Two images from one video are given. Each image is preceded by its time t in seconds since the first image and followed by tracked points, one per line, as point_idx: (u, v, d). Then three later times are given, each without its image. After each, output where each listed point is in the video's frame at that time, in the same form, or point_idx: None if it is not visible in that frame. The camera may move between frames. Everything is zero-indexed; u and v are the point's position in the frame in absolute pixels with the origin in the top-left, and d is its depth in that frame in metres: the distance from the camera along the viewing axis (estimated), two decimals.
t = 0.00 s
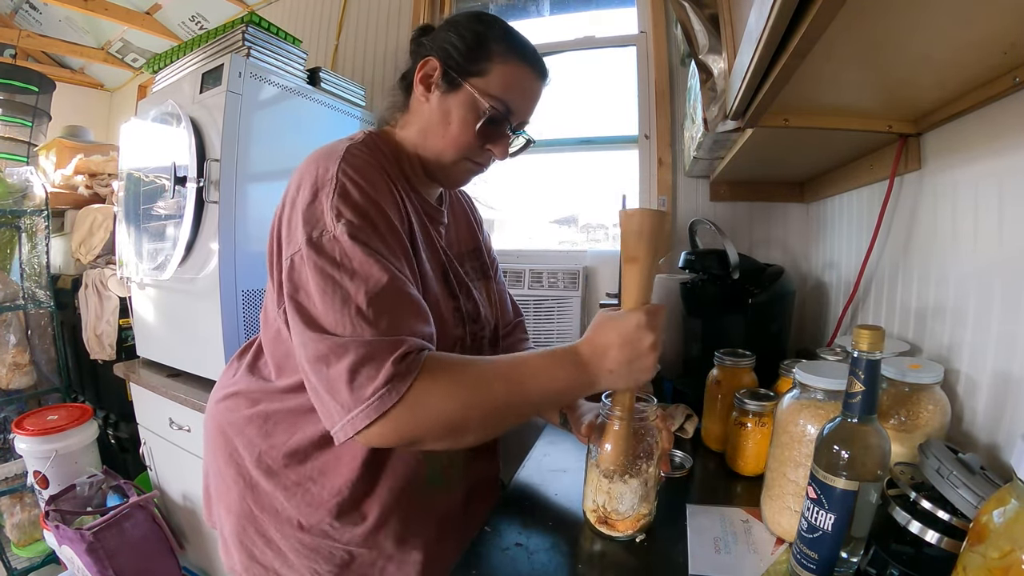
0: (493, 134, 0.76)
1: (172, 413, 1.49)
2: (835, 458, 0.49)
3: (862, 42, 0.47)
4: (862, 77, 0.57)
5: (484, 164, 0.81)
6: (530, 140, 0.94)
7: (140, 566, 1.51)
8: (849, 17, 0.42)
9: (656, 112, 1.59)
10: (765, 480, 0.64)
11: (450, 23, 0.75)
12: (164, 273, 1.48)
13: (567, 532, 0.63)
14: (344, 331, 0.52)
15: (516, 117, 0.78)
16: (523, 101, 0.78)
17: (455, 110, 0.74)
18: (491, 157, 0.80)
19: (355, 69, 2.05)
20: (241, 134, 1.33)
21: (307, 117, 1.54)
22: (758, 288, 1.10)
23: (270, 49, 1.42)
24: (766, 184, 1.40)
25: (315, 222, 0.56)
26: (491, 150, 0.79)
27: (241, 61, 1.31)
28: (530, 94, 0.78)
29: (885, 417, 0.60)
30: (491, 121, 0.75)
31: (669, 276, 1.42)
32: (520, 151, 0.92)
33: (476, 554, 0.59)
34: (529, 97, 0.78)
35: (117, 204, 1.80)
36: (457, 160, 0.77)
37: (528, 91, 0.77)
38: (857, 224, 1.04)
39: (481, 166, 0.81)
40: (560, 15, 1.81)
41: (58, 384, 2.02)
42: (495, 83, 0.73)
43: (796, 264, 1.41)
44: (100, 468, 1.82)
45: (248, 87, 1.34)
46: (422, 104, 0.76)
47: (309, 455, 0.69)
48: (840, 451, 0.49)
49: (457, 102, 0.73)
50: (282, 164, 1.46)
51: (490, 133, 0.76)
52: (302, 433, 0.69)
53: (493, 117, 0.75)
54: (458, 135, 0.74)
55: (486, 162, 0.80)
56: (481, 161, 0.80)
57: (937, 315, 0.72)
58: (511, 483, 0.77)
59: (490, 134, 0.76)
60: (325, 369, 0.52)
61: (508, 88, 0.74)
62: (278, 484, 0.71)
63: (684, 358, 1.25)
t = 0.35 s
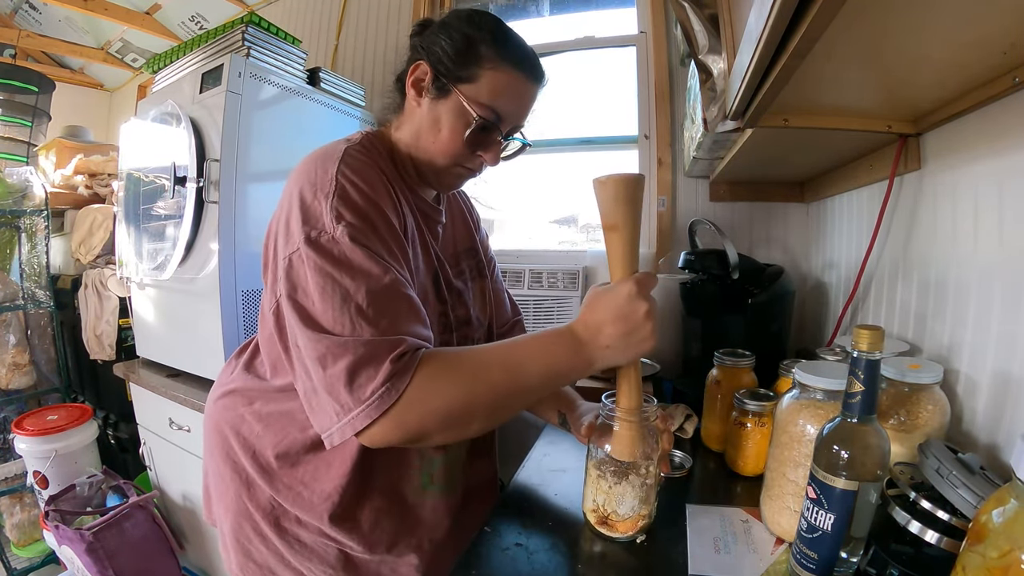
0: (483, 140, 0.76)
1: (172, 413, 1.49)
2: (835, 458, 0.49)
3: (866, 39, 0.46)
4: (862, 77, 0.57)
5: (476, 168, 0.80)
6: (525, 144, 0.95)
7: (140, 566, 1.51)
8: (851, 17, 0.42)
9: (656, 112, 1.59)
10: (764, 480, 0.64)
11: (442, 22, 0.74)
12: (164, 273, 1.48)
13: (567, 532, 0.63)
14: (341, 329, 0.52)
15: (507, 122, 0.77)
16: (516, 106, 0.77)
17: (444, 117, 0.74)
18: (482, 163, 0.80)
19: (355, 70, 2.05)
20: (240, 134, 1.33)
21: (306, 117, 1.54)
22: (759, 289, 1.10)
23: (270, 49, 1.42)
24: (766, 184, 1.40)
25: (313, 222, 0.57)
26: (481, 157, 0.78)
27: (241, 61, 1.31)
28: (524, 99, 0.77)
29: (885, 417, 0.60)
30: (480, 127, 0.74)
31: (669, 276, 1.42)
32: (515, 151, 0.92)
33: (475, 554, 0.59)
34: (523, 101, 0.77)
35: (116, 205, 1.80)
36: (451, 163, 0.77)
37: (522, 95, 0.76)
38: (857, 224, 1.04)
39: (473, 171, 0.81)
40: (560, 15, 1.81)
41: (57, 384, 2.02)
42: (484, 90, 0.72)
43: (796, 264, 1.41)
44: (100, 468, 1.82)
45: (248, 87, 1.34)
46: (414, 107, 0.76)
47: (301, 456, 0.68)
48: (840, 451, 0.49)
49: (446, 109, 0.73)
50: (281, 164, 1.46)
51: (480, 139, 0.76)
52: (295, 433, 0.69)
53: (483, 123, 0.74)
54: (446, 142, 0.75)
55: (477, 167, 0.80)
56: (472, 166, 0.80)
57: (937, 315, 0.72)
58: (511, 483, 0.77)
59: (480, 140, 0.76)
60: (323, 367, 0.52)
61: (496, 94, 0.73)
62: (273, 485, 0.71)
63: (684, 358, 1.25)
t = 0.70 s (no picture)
0: (497, 139, 0.78)
1: (172, 413, 1.49)
2: (835, 458, 0.49)
3: (870, 38, 0.46)
4: (862, 77, 0.57)
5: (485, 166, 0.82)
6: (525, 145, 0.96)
7: (140, 566, 1.51)
8: (851, 17, 0.42)
9: (656, 112, 1.59)
10: (764, 480, 0.64)
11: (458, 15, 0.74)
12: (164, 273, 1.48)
13: (568, 531, 0.63)
14: (343, 333, 0.52)
15: (518, 122, 0.80)
16: (526, 107, 0.79)
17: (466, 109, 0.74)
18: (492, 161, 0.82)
19: (355, 70, 2.05)
20: (241, 134, 1.33)
21: (307, 117, 1.54)
22: (758, 289, 1.10)
23: (270, 49, 1.42)
24: (766, 184, 1.40)
25: (313, 224, 0.56)
26: (494, 155, 0.81)
27: (241, 61, 1.31)
28: (532, 99, 0.79)
29: (885, 417, 0.60)
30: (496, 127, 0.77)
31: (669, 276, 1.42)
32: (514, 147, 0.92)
33: (475, 554, 0.59)
34: (531, 102, 0.80)
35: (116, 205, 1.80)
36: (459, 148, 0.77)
37: (531, 96, 0.79)
38: (857, 224, 1.04)
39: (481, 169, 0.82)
40: (560, 15, 1.81)
41: (58, 384, 2.02)
42: (504, 89, 0.74)
43: (796, 264, 1.41)
44: (100, 468, 1.82)
45: (248, 87, 1.34)
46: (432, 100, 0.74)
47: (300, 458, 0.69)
48: (840, 451, 0.49)
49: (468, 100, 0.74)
50: (282, 165, 1.46)
51: (495, 138, 0.78)
52: (295, 433, 0.69)
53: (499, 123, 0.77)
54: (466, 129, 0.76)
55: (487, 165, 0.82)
56: (483, 164, 0.81)
57: (937, 315, 0.72)
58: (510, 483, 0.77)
59: (494, 138, 0.78)
60: (324, 373, 0.52)
61: (514, 95, 0.75)
62: (274, 483, 0.71)
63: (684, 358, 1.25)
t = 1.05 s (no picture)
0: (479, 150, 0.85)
1: (172, 413, 1.49)
2: (835, 458, 0.49)
3: (869, 39, 0.46)
4: (862, 76, 0.57)
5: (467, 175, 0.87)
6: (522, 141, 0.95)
7: (140, 566, 1.52)
8: (852, 17, 0.42)
9: (656, 112, 1.59)
10: (765, 479, 0.64)
11: (409, 41, 0.78)
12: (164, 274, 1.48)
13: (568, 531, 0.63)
14: (293, 338, 0.58)
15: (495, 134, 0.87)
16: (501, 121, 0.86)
17: (431, 130, 0.76)
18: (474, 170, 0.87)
19: (355, 70, 2.05)
20: (241, 135, 1.33)
21: (306, 118, 1.54)
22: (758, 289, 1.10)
23: (270, 50, 1.43)
24: (765, 184, 1.40)
25: (286, 243, 0.62)
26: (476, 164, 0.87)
27: (241, 62, 1.31)
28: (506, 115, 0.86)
29: (885, 417, 0.60)
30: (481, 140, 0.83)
31: (669, 275, 1.42)
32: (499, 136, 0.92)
33: (476, 554, 0.59)
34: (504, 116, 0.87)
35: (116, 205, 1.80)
36: (428, 172, 0.77)
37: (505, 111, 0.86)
38: (856, 224, 1.04)
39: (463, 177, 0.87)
40: (560, 15, 1.81)
41: (58, 384, 2.02)
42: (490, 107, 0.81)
43: (795, 264, 1.41)
44: (100, 468, 1.82)
45: (248, 88, 1.34)
46: (398, 127, 0.77)
47: (264, 449, 0.74)
48: (840, 450, 0.49)
49: (434, 122, 0.76)
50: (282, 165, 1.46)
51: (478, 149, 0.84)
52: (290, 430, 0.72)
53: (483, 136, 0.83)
54: (433, 155, 0.77)
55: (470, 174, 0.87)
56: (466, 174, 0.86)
57: (937, 316, 0.73)
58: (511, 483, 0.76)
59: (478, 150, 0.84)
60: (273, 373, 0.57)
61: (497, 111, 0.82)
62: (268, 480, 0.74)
63: (684, 358, 1.25)
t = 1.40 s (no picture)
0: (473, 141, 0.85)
1: (172, 413, 1.49)
2: (835, 458, 0.49)
3: (870, 39, 0.47)
4: (862, 76, 0.57)
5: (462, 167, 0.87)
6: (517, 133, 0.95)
7: (140, 566, 1.51)
8: (854, 16, 0.42)
9: (656, 112, 1.59)
10: (765, 479, 0.64)
11: (407, 33, 0.78)
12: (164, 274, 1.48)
13: (567, 531, 0.63)
14: (261, 333, 0.57)
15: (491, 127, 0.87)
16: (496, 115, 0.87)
17: (431, 120, 0.76)
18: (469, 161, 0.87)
19: (355, 70, 2.05)
20: (241, 135, 1.33)
21: (306, 118, 1.54)
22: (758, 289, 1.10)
23: (270, 50, 1.42)
24: (766, 184, 1.40)
25: (269, 238, 0.62)
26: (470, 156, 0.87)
27: (241, 62, 1.31)
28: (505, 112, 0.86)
29: (885, 417, 0.60)
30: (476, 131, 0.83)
31: (669, 275, 1.42)
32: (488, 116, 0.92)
33: (475, 553, 0.59)
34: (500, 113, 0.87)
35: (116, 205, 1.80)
36: (427, 160, 0.77)
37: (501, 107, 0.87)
38: (856, 224, 1.04)
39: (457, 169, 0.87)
40: (560, 15, 1.81)
41: (58, 384, 2.02)
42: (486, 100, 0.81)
43: (795, 264, 1.41)
44: (100, 468, 1.82)
45: (248, 87, 1.34)
46: (397, 117, 0.76)
47: (262, 449, 0.74)
48: (840, 450, 0.49)
49: (434, 112, 0.76)
50: (281, 165, 1.46)
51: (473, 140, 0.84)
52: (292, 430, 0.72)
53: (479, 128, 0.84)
54: (432, 144, 0.77)
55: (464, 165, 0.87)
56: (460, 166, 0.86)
57: (937, 316, 0.73)
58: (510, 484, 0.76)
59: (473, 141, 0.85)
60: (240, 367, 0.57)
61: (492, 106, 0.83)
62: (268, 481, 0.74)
63: (684, 358, 1.25)
